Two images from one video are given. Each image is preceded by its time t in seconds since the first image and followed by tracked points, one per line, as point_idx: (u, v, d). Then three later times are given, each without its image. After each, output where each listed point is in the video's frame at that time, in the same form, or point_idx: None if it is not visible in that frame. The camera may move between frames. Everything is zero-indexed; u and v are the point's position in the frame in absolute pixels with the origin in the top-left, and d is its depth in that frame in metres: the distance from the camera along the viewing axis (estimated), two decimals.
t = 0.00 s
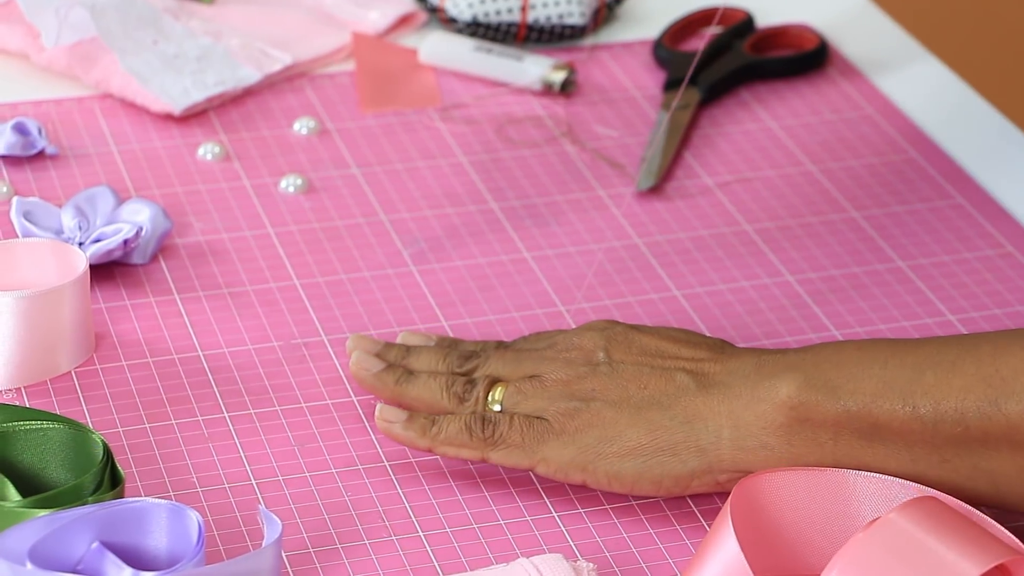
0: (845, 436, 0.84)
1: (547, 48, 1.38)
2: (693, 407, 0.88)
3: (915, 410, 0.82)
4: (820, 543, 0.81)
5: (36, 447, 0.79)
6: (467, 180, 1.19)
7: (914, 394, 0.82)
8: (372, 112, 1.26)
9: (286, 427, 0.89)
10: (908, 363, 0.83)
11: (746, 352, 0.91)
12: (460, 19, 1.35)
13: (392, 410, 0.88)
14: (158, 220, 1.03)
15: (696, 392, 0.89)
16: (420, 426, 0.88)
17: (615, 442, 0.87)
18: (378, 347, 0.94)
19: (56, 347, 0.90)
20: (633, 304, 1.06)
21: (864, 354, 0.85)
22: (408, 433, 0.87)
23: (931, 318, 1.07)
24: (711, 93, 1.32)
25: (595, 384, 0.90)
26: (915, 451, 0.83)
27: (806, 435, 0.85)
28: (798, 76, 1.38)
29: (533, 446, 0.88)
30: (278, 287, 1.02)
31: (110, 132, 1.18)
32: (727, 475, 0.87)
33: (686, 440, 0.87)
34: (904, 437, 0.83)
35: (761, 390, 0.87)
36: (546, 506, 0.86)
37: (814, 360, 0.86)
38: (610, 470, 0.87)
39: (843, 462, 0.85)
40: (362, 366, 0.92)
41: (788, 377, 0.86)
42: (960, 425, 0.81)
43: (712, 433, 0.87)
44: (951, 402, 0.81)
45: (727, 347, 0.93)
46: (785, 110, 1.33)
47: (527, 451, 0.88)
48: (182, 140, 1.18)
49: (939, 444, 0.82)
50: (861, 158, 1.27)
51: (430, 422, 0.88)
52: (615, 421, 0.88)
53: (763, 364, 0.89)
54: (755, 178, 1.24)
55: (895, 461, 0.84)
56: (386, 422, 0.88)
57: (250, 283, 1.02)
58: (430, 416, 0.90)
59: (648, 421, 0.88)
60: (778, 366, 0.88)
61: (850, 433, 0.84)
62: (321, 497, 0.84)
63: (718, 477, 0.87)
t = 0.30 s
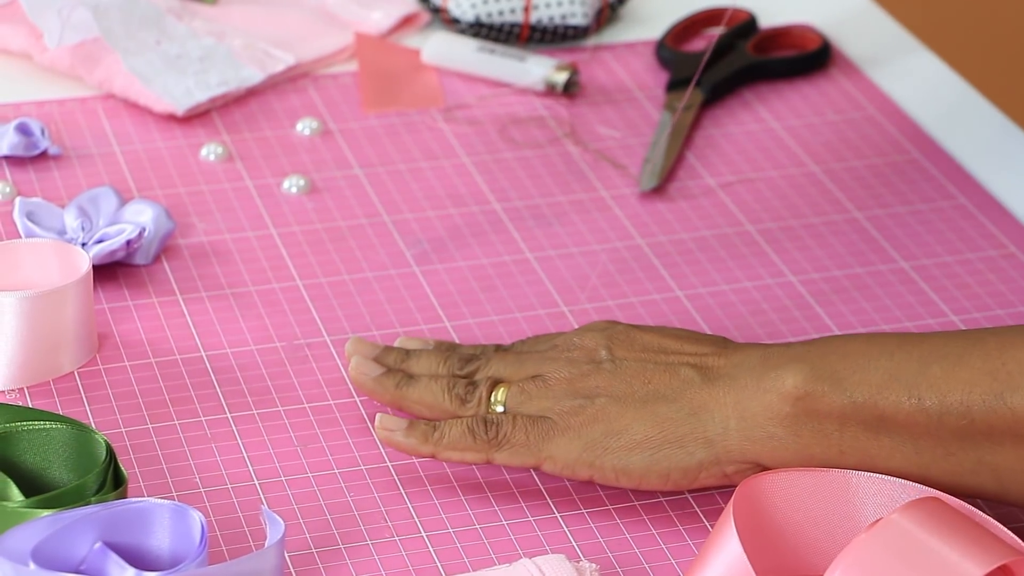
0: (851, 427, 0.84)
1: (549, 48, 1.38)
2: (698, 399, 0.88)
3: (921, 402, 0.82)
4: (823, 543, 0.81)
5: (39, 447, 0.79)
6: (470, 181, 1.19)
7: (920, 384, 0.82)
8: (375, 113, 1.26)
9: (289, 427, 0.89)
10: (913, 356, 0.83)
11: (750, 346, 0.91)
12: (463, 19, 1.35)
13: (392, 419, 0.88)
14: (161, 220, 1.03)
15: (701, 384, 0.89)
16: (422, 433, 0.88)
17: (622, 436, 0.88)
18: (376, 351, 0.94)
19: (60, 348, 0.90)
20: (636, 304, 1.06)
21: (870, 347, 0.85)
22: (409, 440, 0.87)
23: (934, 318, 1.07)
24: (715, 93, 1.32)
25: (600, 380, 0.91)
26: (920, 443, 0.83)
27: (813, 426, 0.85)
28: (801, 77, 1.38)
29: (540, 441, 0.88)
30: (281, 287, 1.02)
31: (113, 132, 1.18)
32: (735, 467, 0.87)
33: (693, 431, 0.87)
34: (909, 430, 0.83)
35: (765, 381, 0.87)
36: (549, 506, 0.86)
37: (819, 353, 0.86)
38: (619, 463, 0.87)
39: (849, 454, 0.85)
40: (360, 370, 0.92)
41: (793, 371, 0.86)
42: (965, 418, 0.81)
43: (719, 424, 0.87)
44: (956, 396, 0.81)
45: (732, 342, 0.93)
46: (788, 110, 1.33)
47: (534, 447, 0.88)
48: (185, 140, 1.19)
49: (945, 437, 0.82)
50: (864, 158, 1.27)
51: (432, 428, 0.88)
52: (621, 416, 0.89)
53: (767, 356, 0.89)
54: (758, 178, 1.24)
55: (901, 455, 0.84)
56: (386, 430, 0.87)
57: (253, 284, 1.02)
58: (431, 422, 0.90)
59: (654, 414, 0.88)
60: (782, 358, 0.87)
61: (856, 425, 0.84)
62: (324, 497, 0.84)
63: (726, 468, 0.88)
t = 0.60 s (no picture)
0: (861, 425, 0.84)
1: (551, 48, 1.38)
2: (708, 397, 0.88)
3: (931, 403, 0.82)
4: (826, 543, 0.80)
5: (40, 447, 0.79)
6: (471, 181, 1.19)
7: (931, 382, 0.82)
8: (376, 113, 1.26)
9: (291, 427, 0.89)
10: (923, 354, 0.83)
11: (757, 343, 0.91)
12: (464, 19, 1.35)
13: (400, 433, 0.86)
14: (162, 220, 1.03)
15: (710, 381, 0.89)
16: (432, 446, 0.87)
17: (634, 435, 0.88)
18: (376, 360, 0.93)
19: (61, 347, 0.90)
20: (637, 304, 1.06)
21: (879, 345, 0.85)
22: (420, 453, 0.86)
23: (935, 318, 1.07)
24: (716, 93, 1.32)
25: (609, 379, 0.91)
26: (929, 444, 0.83)
27: (823, 423, 0.84)
28: (803, 76, 1.38)
29: (551, 441, 0.88)
30: (283, 287, 1.03)
31: (115, 133, 1.18)
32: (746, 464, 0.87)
33: (705, 429, 0.87)
34: (919, 429, 0.83)
35: (775, 379, 0.86)
36: (550, 506, 0.86)
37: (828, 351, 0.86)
38: (632, 461, 0.87)
39: (859, 452, 0.84)
40: (365, 382, 0.91)
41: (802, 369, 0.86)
42: (975, 420, 0.81)
43: (730, 422, 0.87)
44: (966, 398, 0.81)
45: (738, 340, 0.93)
46: (789, 110, 1.33)
47: (545, 447, 0.88)
48: (186, 140, 1.19)
49: (954, 439, 0.82)
50: (865, 158, 1.27)
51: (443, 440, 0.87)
52: (631, 414, 0.89)
53: (776, 353, 0.89)
54: (759, 178, 1.24)
55: (909, 455, 0.84)
56: (396, 445, 0.86)
57: (254, 284, 1.02)
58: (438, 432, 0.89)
59: (664, 411, 0.88)
60: (791, 355, 0.87)
61: (866, 424, 0.84)
62: (325, 497, 0.84)
63: (737, 465, 0.88)
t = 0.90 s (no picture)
0: (861, 420, 0.84)
1: (551, 48, 1.38)
2: (708, 391, 0.89)
3: (933, 399, 0.82)
4: (826, 544, 0.80)
5: (39, 447, 0.79)
6: (471, 180, 1.19)
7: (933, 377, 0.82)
8: (376, 113, 1.26)
9: (291, 427, 0.89)
10: (925, 349, 0.84)
11: (758, 336, 0.91)
12: (465, 19, 1.35)
13: (400, 444, 0.85)
14: (163, 220, 1.03)
15: (711, 374, 0.89)
16: (433, 457, 0.85)
17: (634, 430, 0.88)
18: (376, 361, 0.93)
19: (61, 347, 0.90)
20: (637, 304, 1.06)
21: (880, 338, 0.85)
22: (423, 463, 0.85)
23: (935, 318, 1.07)
24: (716, 93, 1.32)
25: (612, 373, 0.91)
26: (929, 441, 0.83)
27: (824, 417, 0.85)
28: (803, 76, 1.38)
29: (553, 436, 0.88)
30: (283, 287, 1.03)
31: (115, 133, 1.18)
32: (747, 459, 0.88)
33: (705, 423, 0.88)
34: (916, 422, 0.83)
35: (776, 373, 0.87)
36: (551, 506, 0.86)
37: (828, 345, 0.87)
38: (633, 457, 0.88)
39: (859, 447, 0.85)
40: (358, 379, 0.91)
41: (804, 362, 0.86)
42: (977, 418, 0.81)
43: (730, 415, 0.87)
44: (969, 395, 0.81)
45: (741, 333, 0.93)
46: (790, 110, 1.33)
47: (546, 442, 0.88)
48: (186, 140, 1.18)
49: (958, 437, 0.82)
50: (865, 158, 1.27)
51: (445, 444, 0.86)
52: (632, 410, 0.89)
53: (778, 346, 0.89)
54: (759, 178, 1.24)
55: (910, 450, 0.84)
56: (396, 455, 0.85)
57: (254, 284, 1.02)
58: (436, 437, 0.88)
59: (665, 406, 0.89)
60: (794, 350, 0.87)
61: (866, 419, 0.84)
62: (325, 497, 0.84)
63: (736, 459, 0.88)
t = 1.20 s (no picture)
0: (901, 418, 0.83)
1: (552, 49, 1.38)
2: (739, 377, 0.87)
3: (978, 403, 0.81)
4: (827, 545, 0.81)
5: (40, 447, 0.79)
6: (472, 181, 1.19)
7: (975, 377, 0.82)
8: (377, 113, 1.26)
9: (291, 427, 0.89)
10: (968, 350, 0.83)
11: (789, 311, 0.91)
12: (465, 20, 1.36)
13: (426, 443, 0.83)
14: (163, 221, 1.04)
15: (741, 358, 0.88)
16: (463, 456, 0.84)
17: (664, 418, 0.88)
18: (370, 308, 0.93)
19: (61, 348, 0.90)
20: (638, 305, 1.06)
21: (924, 333, 0.85)
22: (450, 462, 0.83)
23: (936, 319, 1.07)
24: (717, 94, 1.32)
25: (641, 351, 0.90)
26: (971, 444, 0.82)
27: (861, 412, 0.84)
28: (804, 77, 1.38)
29: (582, 422, 0.88)
30: (283, 287, 1.03)
31: (115, 133, 1.18)
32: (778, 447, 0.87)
33: (737, 414, 0.87)
34: (962, 427, 0.82)
35: (811, 361, 0.86)
36: (551, 506, 0.86)
37: (865, 335, 0.86)
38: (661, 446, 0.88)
39: (894, 443, 0.84)
40: (364, 343, 0.91)
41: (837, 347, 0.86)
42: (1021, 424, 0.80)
43: (761, 408, 0.86)
44: (1016, 400, 0.80)
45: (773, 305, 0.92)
46: (790, 111, 1.33)
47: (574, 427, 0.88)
48: (187, 141, 1.18)
49: (992, 442, 0.82)
50: (866, 158, 1.27)
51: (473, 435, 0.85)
52: (662, 396, 0.88)
53: (810, 328, 0.88)
54: (760, 179, 1.24)
55: (949, 450, 0.83)
56: (423, 455, 0.83)
57: (255, 285, 1.02)
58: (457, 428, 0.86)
59: (695, 393, 0.88)
60: (829, 334, 0.87)
61: (904, 418, 0.83)
62: (326, 497, 0.84)
63: (766, 446, 0.87)
